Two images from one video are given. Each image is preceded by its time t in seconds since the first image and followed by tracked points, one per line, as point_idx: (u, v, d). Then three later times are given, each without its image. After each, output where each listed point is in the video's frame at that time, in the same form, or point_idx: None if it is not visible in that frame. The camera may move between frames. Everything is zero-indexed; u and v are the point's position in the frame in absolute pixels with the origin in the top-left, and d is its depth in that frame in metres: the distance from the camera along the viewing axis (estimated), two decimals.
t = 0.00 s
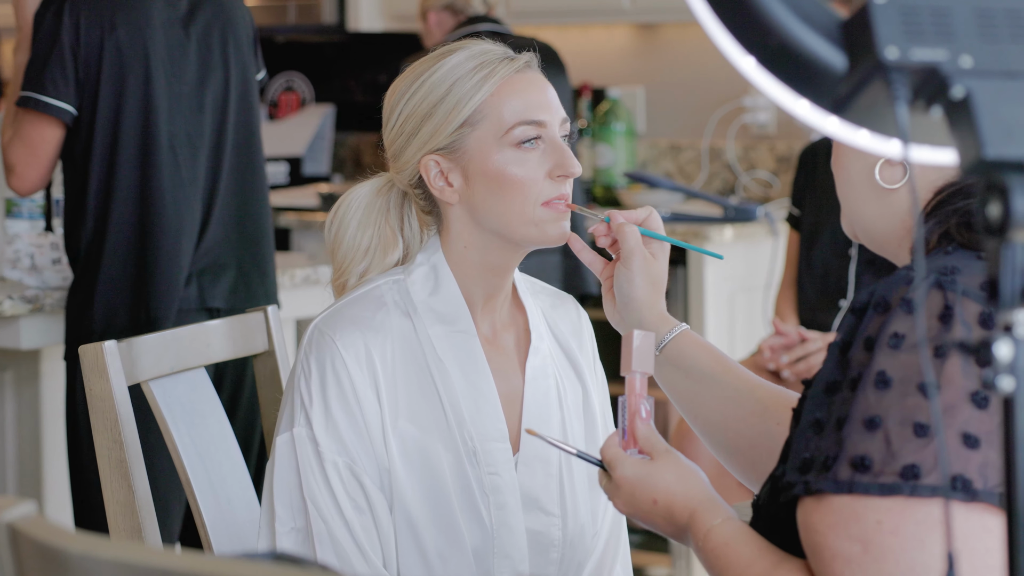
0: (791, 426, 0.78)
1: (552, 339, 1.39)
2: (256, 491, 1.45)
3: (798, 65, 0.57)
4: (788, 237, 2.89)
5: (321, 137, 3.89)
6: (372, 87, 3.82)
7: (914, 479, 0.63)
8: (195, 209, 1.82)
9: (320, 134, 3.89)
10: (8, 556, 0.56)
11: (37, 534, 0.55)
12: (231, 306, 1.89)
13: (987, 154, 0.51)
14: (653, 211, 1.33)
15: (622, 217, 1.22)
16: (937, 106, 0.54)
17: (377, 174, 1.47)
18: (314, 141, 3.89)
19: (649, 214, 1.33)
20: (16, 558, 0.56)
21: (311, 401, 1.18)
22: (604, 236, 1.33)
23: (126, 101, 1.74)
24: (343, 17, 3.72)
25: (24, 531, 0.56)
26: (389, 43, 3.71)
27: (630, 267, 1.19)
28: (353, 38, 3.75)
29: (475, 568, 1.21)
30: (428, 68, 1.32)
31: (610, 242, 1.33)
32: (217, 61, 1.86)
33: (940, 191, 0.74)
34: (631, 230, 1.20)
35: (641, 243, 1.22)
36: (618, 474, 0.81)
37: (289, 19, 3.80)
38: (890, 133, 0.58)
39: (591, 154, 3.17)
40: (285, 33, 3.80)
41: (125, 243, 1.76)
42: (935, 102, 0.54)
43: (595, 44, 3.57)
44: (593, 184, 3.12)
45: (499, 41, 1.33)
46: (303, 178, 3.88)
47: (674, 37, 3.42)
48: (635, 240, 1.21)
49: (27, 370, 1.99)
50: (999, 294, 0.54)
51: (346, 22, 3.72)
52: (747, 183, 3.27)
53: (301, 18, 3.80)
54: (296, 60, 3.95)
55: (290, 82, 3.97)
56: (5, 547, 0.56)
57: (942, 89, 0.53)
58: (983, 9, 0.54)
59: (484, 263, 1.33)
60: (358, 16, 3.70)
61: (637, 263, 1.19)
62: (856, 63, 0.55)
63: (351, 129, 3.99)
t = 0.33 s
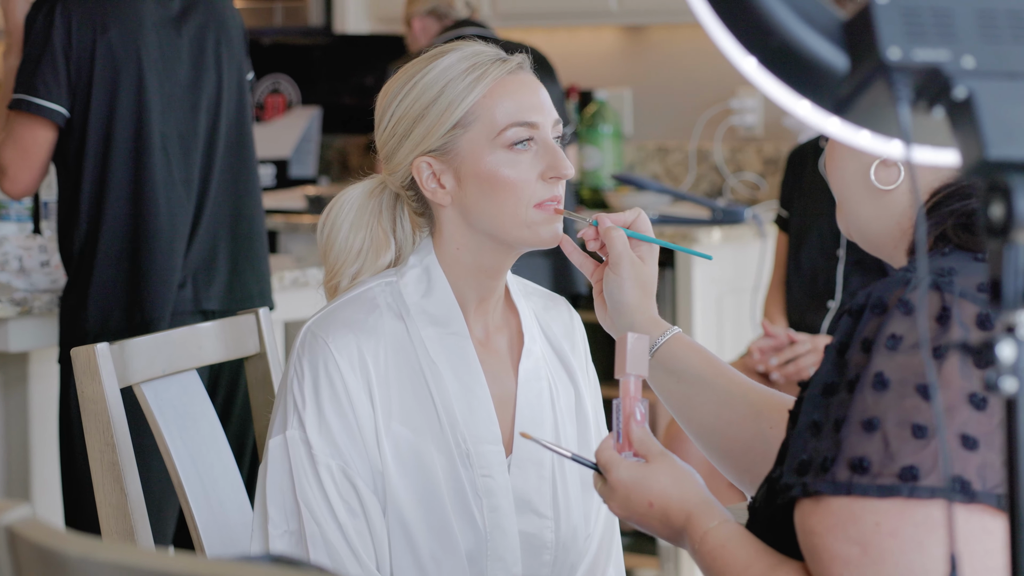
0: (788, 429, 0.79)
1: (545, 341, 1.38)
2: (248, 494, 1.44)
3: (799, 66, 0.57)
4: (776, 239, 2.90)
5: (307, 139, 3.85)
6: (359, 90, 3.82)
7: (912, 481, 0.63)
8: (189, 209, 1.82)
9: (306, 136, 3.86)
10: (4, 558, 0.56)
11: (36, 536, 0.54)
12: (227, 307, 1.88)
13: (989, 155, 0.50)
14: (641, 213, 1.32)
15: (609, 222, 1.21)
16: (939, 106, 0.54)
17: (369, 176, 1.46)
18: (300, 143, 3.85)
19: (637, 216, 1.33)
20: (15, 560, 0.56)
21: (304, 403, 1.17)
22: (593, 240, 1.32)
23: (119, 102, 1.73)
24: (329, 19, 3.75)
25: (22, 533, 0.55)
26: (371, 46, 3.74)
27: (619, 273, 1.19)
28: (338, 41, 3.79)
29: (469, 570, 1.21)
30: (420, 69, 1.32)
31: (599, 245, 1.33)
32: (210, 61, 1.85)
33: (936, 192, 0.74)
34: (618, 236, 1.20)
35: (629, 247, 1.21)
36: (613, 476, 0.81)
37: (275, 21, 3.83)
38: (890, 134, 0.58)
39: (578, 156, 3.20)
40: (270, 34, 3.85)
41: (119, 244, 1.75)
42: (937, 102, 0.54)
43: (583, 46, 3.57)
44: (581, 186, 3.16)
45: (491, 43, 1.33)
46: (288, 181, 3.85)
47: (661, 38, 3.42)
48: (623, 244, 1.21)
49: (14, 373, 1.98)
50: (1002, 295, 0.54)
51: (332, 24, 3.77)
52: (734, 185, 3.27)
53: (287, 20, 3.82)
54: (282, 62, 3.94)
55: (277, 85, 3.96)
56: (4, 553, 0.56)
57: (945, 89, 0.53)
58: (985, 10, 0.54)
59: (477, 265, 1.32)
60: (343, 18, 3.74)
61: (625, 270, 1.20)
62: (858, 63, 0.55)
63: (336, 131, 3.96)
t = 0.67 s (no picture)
0: (787, 431, 0.79)
1: (540, 344, 1.38)
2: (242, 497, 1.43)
3: (804, 69, 0.57)
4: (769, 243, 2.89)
5: (295, 140, 3.80)
6: (346, 92, 3.83)
7: (913, 483, 0.63)
8: (185, 209, 1.81)
9: (294, 138, 3.81)
10: (5, 560, 0.56)
11: (37, 539, 0.54)
12: (221, 308, 1.88)
13: (996, 158, 0.51)
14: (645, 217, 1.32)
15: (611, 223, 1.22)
16: (945, 109, 0.54)
17: (364, 178, 1.46)
18: (288, 145, 3.80)
19: (641, 221, 1.32)
20: (16, 561, 0.56)
21: (299, 406, 1.17)
22: (596, 244, 1.32)
23: (114, 103, 1.72)
24: (318, 21, 3.78)
25: (24, 536, 0.55)
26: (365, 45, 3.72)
27: (618, 273, 1.19)
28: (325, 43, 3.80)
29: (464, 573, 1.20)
30: (414, 71, 1.32)
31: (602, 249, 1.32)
32: (205, 61, 1.85)
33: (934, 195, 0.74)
34: (619, 237, 1.20)
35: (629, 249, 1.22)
36: (613, 479, 0.81)
37: (264, 23, 3.85)
38: (896, 137, 0.58)
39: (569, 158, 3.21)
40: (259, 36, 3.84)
41: (113, 245, 1.74)
42: (942, 104, 0.54)
43: (571, 48, 3.56)
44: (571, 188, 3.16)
45: (486, 44, 1.33)
46: (277, 183, 3.77)
47: (649, 41, 3.42)
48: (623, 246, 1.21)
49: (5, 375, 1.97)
50: (1009, 297, 0.54)
51: (320, 26, 3.79)
52: (724, 187, 3.28)
53: (276, 22, 3.85)
54: (269, 63, 3.94)
55: (265, 86, 3.94)
56: (5, 555, 0.56)
57: (950, 92, 0.53)
58: (990, 11, 0.54)
59: (472, 267, 1.32)
60: (332, 20, 3.77)
61: (624, 271, 1.19)
62: (863, 66, 0.55)
63: (324, 132, 3.94)
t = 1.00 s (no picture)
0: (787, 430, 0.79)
1: (537, 342, 1.38)
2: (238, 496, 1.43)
3: (811, 65, 0.57)
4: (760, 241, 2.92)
5: (284, 139, 3.85)
6: (337, 92, 3.85)
7: (915, 481, 0.63)
8: (178, 207, 1.81)
9: (284, 138, 3.86)
10: (11, 560, 0.56)
11: (41, 536, 0.54)
12: (216, 305, 1.88)
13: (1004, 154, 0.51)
14: (639, 213, 1.32)
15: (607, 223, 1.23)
16: (953, 105, 0.54)
17: (361, 177, 1.45)
18: (277, 145, 3.84)
19: (636, 217, 1.32)
20: (21, 560, 0.56)
21: (297, 405, 1.16)
22: (592, 240, 1.32)
23: (108, 101, 1.71)
24: (307, 19, 3.63)
25: (29, 535, 0.55)
26: (361, 45, 3.73)
27: (614, 271, 1.19)
28: (318, 42, 3.79)
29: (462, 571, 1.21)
30: (412, 70, 1.32)
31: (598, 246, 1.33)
32: (198, 60, 1.85)
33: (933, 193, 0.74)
34: (616, 237, 1.21)
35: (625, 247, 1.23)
36: (613, 478, 0.80)
37: (253, 22, 3.70)
38: (904, 133, 0.57)
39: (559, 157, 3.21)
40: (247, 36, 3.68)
41: (107, 243, 1.73)
42: (950, 101, 0.54)
43: (560, 46, 3.55)
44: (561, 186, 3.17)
45: (483, 43, 1.33)
46: (266, 182, 3.81)
47: (639, 40, 3.42)
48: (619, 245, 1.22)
49: None
50: (1016, 293, 0.54)
51: (310, 25, 3.64)
52: (713, 187, 3.28)
53: (265, 21, 3.69)
54: (257, 63, 3.95)
55: (254, 86, 3.96)
56: (11, 553, 0.56)
57: (958, 88, 0.53)
58: (998, 9, 0.54)
59: (469, 266, 1.32)
60: (322, 17, 3.61)
61: (621, 270, 1.19)
62: (871, 63, 0.55)
63: (314, 133, 3.95)
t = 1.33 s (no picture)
0: (787, 427, 0.79)
1: (534, 339, 1.38)
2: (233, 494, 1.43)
3: (817, 63, 0.57)
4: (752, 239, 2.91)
5: (273, 137, 3.80)
6: (325, 89, 3.88)
7: (918, 479, 0.63)
8: (171, 203, 1.80)
9: (272, 135, 3.80)
10: (16, 560, 0.55)
11: (46, 534, 0.54)
12: (209, 302, 1.87)
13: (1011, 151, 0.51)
14: (631, 210, 1.32)
15: (599, 221, 1.21)
16: (959, 103, 0.54)
17: (357, 174, 1.45)
18: (266, 143, 3.80)
19: (627, 213, 1.32)
20: (26, 560, 0.55)
21: (294, 403, 1.16)
22: (584, 239, 1.32)
23: (99, 98, 1.71)
24: (297, 17, 3.60)
25: (34, 532, 0.54)
26: (350, 44, 3.80)
27: (610, 273, 1.19)
28: (308, 40, 3.85)
29: (459, 569, 1.20)
30: (407, 67, 1.31)
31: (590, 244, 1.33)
32: (189, 57, 1.84)
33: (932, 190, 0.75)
34: (610, 235, 1.20)
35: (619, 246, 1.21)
36: (612, 477, 0.80)
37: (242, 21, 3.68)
38: (910, 130, 0.57)
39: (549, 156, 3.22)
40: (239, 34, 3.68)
41: (100, 240, 1.73)
42: (957, 99, 0.54)
43: (550, 45, 3.57)
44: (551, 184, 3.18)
45: (480, 40, 1.33)
46: (255, 181, 3.76)
47: (629, 38, 3.42)
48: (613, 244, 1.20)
49: None
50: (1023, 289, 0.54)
51: (300, 23, 3.62)
52: (703, 185, 3.27)
53: (254, 19, 3.67)
54: (247, 62, 4.01)
55: (243, 84, 4.01)
56: (16, 553, 0.55)
57: (965, 86, 0.53)
58: (1005, 6, 0.54)
59: (465, 264, 1.32)
60: (312, 16, 3.59)
61: (616, 269, 1.19)
62: (878, 60, 0.55)
63: (304, 131, 3.95)
